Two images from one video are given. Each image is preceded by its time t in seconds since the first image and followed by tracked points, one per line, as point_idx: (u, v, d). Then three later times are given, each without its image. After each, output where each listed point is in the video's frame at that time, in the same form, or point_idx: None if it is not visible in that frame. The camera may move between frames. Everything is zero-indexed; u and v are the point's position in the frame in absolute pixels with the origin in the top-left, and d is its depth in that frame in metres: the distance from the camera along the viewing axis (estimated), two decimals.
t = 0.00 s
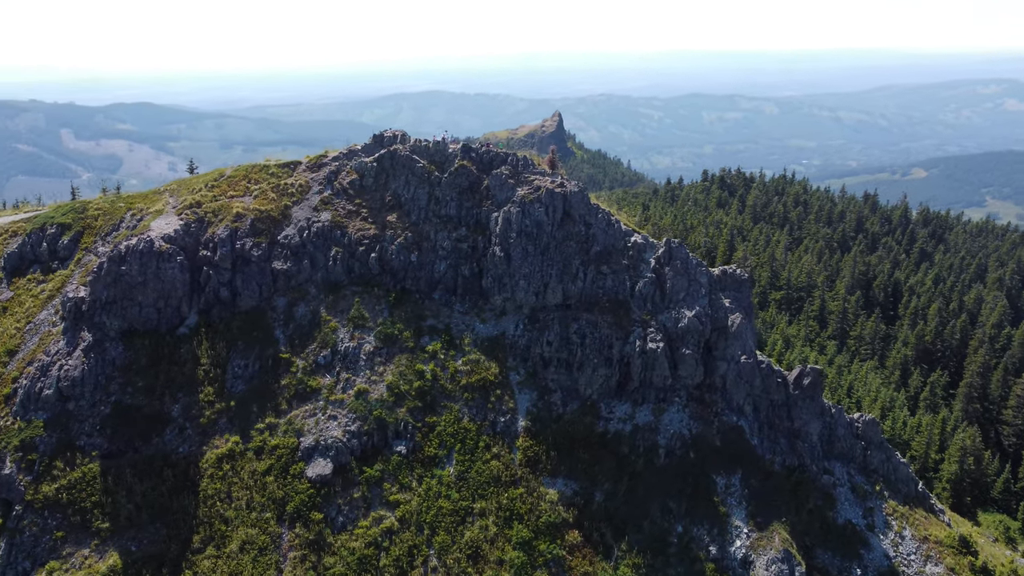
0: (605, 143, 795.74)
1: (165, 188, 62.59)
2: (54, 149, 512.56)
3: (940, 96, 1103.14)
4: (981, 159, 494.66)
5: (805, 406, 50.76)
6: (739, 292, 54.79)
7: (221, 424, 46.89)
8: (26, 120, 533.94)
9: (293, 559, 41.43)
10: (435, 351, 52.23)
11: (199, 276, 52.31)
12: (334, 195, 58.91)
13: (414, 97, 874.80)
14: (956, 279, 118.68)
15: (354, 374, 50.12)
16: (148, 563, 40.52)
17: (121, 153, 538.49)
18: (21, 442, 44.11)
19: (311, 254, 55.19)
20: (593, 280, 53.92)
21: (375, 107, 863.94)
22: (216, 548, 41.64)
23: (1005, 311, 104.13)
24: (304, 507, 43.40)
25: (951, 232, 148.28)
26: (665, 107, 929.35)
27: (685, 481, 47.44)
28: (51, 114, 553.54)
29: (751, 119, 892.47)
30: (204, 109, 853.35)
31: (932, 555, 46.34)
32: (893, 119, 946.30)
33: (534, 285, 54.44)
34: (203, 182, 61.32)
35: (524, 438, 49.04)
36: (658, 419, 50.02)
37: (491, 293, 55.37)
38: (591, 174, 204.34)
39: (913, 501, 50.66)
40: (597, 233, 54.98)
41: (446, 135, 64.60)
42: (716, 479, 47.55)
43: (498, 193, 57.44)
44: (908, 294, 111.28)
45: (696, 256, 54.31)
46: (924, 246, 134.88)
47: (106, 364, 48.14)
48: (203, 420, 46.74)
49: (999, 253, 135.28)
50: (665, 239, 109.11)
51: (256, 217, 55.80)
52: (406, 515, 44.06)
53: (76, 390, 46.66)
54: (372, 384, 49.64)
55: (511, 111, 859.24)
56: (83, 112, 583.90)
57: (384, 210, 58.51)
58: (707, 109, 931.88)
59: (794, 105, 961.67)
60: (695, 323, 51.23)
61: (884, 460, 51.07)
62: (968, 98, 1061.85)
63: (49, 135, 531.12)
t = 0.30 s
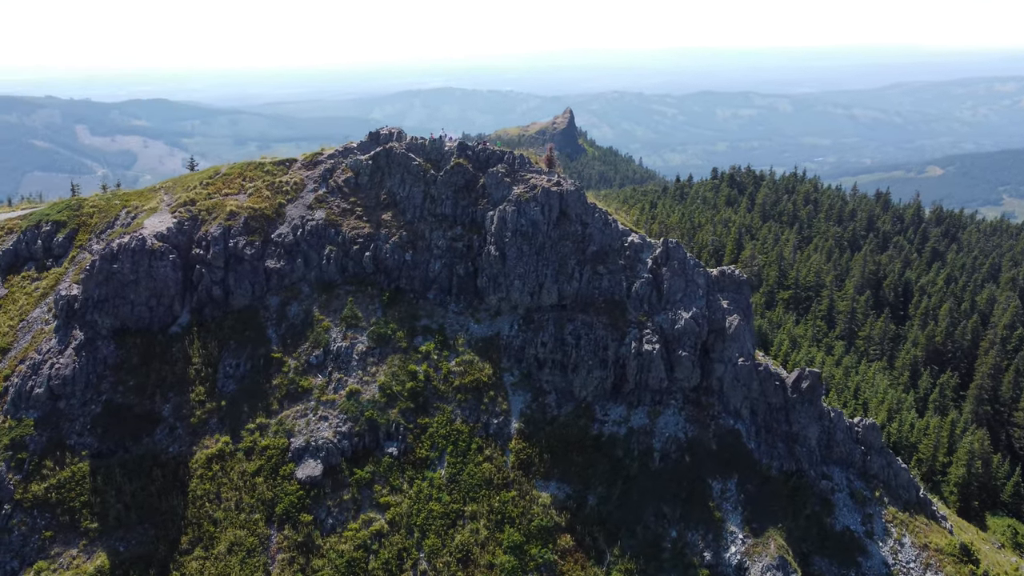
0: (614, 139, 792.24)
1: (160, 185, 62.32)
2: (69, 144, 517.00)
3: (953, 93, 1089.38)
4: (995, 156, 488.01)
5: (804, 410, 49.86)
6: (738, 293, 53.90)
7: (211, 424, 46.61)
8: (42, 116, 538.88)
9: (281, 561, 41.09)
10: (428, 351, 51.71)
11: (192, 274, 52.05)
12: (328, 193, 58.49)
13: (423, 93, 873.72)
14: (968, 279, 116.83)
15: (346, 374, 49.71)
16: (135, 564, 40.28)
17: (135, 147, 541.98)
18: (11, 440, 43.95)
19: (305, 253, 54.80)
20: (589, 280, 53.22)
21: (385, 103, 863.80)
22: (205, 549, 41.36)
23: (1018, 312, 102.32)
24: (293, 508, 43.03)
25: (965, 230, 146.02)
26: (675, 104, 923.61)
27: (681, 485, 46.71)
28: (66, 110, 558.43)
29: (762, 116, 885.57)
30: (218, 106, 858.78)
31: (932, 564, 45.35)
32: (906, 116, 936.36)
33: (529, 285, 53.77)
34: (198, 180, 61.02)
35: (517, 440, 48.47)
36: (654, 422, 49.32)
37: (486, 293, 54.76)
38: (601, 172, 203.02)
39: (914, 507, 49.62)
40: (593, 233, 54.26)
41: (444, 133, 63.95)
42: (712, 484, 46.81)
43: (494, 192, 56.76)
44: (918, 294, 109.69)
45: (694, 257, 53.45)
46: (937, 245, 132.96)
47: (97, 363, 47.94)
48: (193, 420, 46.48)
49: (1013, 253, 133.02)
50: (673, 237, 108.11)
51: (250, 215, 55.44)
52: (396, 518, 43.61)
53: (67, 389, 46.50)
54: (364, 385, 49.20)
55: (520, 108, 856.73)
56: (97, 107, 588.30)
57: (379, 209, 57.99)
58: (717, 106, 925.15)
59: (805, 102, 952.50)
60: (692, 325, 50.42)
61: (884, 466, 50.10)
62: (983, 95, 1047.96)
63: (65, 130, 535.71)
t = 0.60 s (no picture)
0: (624, 136, 788.82)
1: (157, 182, 62.11)
2: (83, 140, 522.09)
3: (970, 90, 1074.03)
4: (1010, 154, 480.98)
5: (802, 414, 48.94)
6: (737, 294, 52.95)
7: (203, 424, 46.37)
8: (59, 112, 545.53)
9: (269, 563, 40.78)
10: (422, 351, 51.19)
11: (186, 273, 51.79)
12: (324, 191, 58.03)
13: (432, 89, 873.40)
14: (981, 279, 114.88)
15: (339, 374, 49.27)
16: (123, 564, 40.08)
17: (149, 142, 546.65)
18: (3, 438, 43.88)
19: (300, 251, 54.41)
20: (585, 281, 52.45)
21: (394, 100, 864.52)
22: (194, 550, 41.16)
23: None
24: (282, 510, 42.72)
25: (981, 229, 143.59)
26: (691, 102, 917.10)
27: (675, 490, 46.00)
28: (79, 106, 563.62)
29: (773, 113, 878.16)
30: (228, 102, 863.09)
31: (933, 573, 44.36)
32: (920, 113, 925.13)
33: (525, 285, 53.11)
34: (194, 177, 60.74)
35: (511, 443, 47.90)
36: (650, 425, 48.59)
37: (481, 293, 54.15)
38: (614, 169, 202.00)
39: (916, 514, 48.57)
40: (590, 232, 53.47)
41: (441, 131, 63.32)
42: (707, 489, 46.06)
43: (490, 190, 56.06)
44: (931, 294, 107.97)
45: (692, 257, 52.53)
46: (950, 244, 130.92)
47: (89, 361, 47.81)
48: (184, 419, 46.23)
49: None
50: (682, 235, 107.25)
51: (244, 213, 55.08)
52: (387, 520, 43.17)
53: (59, 387, 46.40)
54: (357, 385, 48.74)
55: (531, 104, 854.48)
56: (111, 103, 593.65)
57: (374, 207, 57.46)
58: (730, 102, 918.08)
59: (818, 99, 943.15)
60: (690, 327, 49.58)
61: (885, 471, 49.08)
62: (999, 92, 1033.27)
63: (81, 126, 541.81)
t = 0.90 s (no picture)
0: (635, 133, 784.60)
1: (154, 179, 61.93)
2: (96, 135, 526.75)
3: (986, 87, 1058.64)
4: None
5: (801, 419, 48.02)
6: (737, 297, 52.05)
7: (195, 423, 46.15)
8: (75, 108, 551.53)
9: (259, 565, 40.50)
10: (417, 352, 50.68)
11: (180, 271, 51.58)
12: (320, 189, 57.59)
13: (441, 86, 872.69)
14: (997, 279, 112.63)
15: (332, 374, 48.85)
16: (112, 564, 39.95)
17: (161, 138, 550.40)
18: None
19: (295, 250, 54.05)
20: (582, 282, 51.69)
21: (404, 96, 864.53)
22: (183, 551, 40.95)
23: None
24: (273, 511, 42.41)
25: (998, 229, 140.89)
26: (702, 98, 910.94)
27: (671, 495, 45.27)
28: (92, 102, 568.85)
29: (786, 110, 870.13)
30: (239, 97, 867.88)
31: None
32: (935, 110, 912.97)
33: (521, 286, 52.48)
34: (191, 174, 60.49)
35: (505, 445, 47.30)
36: (646, 429, 47.84)
37: (478, 293, 53.53)
38: (627, 166, 200.46)
39: (918, 522, 47.50)
40: (588, 232, 52.69)
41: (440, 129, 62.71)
42: (704, 494, 45.29)
43: (487, 189, 55.37)
44: (945, 295, 106.05)
45: (691, 258, 51.60)
46: (966, 244, 128.60)
47: (83, 360, 47.73)
48: (176, 419, 46.01)
49: None
50: (691, 234, 106.17)
51: (240, 211, 54.75)
52: (377, 523, 42.71)
53: (52, 385, 46.35)
54: (350, 385, 48.31)
55: (542, 101, 851.71)
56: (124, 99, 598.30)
57: (370, 205, 56.95)
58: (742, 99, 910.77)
59: (831, 96, 932.84)
60: (687, 329, 48.73)
61: (886, 478, 48.06)
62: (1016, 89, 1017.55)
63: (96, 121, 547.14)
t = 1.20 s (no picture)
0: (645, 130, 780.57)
1: (151, 177, 61.73)
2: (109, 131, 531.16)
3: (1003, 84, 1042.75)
4: None
5: (800, 424, 47.11)
6: (736, 299, 51.19)
7: (187, 423, 45.90)
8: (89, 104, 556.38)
9: (247, 567, 40.18)
10: (411, 353, 50.18)
11: (174, 269, 51.33)
12: (316, 188, 57.16)
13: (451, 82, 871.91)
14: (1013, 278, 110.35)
15: (325, 375, 48.45)
16: (101, 565, 39.78)
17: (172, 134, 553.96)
18: None
19: (289, 249, 53.69)
20: (578, 283, 50.98)
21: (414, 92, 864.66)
22: (172, 553, 40.71)
23: None
24: (262, 513, 42.07)
25: (1015, 229, 138.22)
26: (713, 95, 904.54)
27: (666, 501, 44.53)
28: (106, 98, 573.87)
29: (798, 107, 861.73)
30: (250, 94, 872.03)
31: None
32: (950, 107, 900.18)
33: (517, 286, 51.84)
34: (187, 172, 60.25)
35: (498, 448, 46.71)
36: (641, 433, 47.11)
37: (473, 293, 52.93)
38: (640, 164, 198.59)
39: (920, 531, 46.44)
40: (585, 232, 51.97)
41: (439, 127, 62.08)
42: (699, 500, 44.52)
43: (484, 188, 54.71)
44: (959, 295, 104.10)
45: (689, 259, 50.75)
46: (981, 244, 126.26)
47: (76, 358, 47.60)
48: (168, 419, 45.77)
49: None
50: (699, 233, 105.12)
51: (235, 209, 54.43)
52: (368, 526, 42.21)
53: (45, 384, 46.25)
54: (343, 386, 47.90)
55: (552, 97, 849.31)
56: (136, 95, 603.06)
57: (366, 204, 56.44)
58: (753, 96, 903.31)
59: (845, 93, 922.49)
60: (684, 332, 47.93)
61: (887, 485, 47.04)
62: None
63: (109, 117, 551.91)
